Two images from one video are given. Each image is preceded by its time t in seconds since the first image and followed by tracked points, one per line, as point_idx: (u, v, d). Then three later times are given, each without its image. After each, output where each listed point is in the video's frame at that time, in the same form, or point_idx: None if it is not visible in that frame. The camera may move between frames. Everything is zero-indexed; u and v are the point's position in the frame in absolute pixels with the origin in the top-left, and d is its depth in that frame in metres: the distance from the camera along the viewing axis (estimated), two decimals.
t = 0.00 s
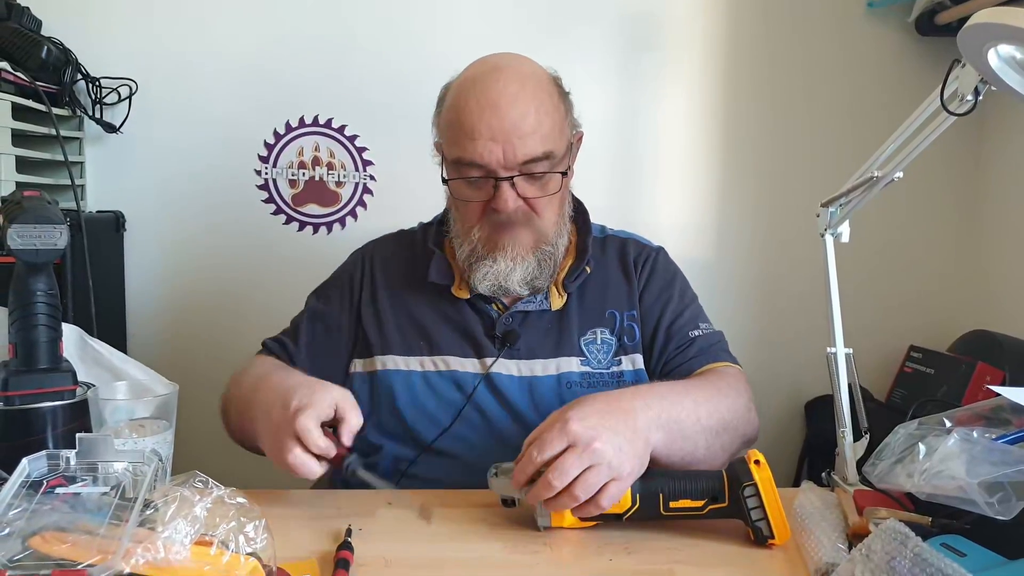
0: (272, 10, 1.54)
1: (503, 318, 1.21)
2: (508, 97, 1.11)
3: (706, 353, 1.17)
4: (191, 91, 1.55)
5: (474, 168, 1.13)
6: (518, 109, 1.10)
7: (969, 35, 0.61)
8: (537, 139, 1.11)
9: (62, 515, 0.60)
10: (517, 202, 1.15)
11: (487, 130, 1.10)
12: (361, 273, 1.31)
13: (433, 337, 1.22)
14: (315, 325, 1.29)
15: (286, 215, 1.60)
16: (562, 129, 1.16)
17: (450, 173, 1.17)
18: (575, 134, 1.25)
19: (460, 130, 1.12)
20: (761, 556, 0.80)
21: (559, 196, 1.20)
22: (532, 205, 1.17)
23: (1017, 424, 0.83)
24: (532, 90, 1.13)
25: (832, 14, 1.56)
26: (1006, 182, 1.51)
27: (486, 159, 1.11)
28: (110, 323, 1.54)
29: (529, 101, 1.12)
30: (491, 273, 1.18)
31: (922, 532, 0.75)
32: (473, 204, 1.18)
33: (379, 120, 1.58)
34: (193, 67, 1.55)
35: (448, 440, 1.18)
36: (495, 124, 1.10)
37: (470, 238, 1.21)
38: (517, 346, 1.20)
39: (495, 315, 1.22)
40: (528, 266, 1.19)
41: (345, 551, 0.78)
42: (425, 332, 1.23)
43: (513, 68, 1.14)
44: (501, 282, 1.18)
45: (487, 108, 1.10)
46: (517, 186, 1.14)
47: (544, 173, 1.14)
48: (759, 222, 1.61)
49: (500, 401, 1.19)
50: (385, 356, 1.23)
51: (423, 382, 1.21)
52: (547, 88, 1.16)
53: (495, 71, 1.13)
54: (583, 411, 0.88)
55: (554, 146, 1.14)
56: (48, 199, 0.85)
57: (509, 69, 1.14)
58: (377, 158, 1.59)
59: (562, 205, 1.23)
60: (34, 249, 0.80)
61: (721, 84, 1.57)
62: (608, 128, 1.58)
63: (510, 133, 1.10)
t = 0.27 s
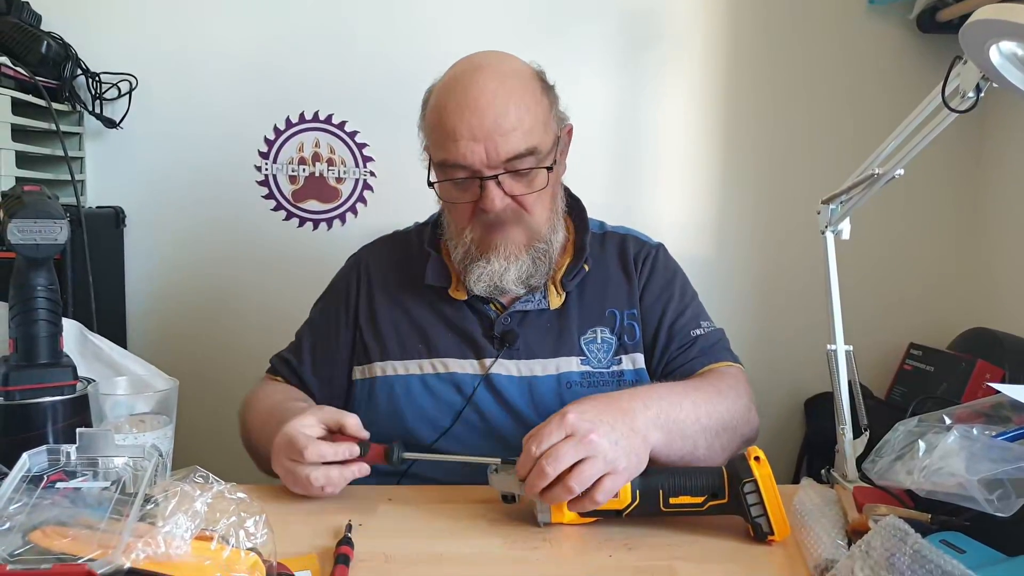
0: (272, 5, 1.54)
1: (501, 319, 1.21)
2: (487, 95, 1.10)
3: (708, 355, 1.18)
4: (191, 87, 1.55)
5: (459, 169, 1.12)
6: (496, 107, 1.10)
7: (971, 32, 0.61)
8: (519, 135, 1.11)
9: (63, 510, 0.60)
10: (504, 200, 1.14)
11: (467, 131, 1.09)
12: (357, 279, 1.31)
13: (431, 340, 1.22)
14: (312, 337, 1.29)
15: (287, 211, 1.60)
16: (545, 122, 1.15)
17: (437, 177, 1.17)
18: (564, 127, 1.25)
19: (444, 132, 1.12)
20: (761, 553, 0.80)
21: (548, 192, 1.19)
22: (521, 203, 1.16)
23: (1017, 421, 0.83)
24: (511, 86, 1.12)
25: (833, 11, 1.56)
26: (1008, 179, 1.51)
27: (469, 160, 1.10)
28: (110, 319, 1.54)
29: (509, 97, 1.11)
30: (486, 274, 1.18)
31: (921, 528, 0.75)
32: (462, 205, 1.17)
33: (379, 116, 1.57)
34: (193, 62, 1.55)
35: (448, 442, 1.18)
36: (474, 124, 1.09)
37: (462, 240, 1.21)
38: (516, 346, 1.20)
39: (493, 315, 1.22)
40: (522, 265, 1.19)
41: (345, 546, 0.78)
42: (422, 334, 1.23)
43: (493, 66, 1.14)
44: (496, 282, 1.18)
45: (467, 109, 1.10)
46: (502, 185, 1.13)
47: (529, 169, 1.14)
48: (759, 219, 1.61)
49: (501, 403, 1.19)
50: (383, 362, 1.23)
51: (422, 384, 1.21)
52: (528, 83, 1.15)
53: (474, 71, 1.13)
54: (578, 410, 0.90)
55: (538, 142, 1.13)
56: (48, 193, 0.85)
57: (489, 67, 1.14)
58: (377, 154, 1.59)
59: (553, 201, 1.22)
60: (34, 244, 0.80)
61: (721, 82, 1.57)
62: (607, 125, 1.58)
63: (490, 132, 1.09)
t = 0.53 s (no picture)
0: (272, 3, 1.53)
1: (501, 319, 1.21)
2: (489, 95, 1.10)
3: (709, 354, 1.18)
4: (191, 84, 1.55)
5: (461, 170, 1.12)
6: (498, 108, 1.10)
7: (972, 31, 0.61)
8: (521, 136, 1.11)
9: (63, 507, 0.60)
10: (506, 201, 1.14)
11: (469, 131, 1.09)
12: (354, 280, 1.30)
13: (431, 339, 1.22)
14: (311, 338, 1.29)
15: (287, 208, 1.59)
16: (547, 123, 1.15)
17: (438, 177, 1.17)
18: (565, 127, 1.25)
19: (445, 133, 1.12)
20: (761, 551, 0.80)
21: (550, 193, 1.19)
22: (523, 203, 1.16)
23: (1017, 420, 0.84)
24: (513, 87, 1.12)
25: (833, 10, 1.56)
26: (1008, 178, 1.51)
27: (470, 161, 1.10)
28: (110, 316, 1.54)
29: (511, 97, 1.11)
30: (487, 275, 1.18)
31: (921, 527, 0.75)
32: (463, 207, 1.17)
33: (379, 114, 1.57)
34: (193, 60, 1.54)
35: (447, 442, 1.19)
36: (476, 125, 1.09)
37: (463, 241, 1.20)
38: (516, 346, 1.20)
39: (494, 315, 1.22)
40: (524, 266, 1.19)
41: (344, 544, 0.78)
42: (422, 334, 1.23)
43: (494, 66, 1.14)
44: (498, 283, 1.18)
45: (469, 110, 1.10)
46: (504, 186, 1.13)
47: (531, 170, 1.14)
48: (759, 218, 1.61)
49: (501, 402, 1.19)
50: (383, 362, 1.23)
51: (421, 385, 1.21)
52: (530, 84, 1.15)
53: (475, 71, 1.13)
54: (579, 407, 0.90)
55: (540, 142, 1.13)
56: (48, 191, 0.85)
57: (490, 67, 1.13)
58: (377, 152, 1.58)
59: (554, 200, 1.22)
60: (34, 241, 0.80)
61: (721, 80, 1.57)
62: (607, 124, 1.58)
63: (492, 133, 1.09)
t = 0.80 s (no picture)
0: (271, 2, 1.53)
1: (501, 316, 1.21)
2: (494, 94, 1.10)
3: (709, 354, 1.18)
4: (190, 84, 1.55)
5: (465, 168, 1.13)
6: (502, 106, 1.10)
7: (971, 31, 0.61)
8: (525, 135, 1.11)
9: (61, 508, 0.60)
10: (510, 198, 1.14)
11: (473, 129, 1.10)
12: (352, 278, 1.31)
13: (430, 337, 1.22)
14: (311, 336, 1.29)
15: (286, 208, 1.59)
16: (550, 121, 1.16)
17: (441, 176, 1.17)
18: (566, 126, 1.25)
19: (448, 131, 1.12)
20: (759, 552, 0.80)
21: (552, 191, 1.19)
22: (526, 201, 1.16)
23: (1016, 421, 0.83)
24: (517, 85, 1.12)
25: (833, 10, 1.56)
26: (1008, 177, 1.50)
27: (474, 159, 1.11)
28: (109, 316, 1.54)
29: (515, 96, 1.11)
30: (489, 273, 1.18)
31: (920, 528, 0.75)
32: (466, 204, 1.17)
33: (378, 113, 1.57)
34: (192, 60, 1.54)
35: (445, 440, 1.19)
36: (480, 123, 1.09)
37: (466, 239, 1.20)
38: (515, 344, 1.20)
39: (493, 313, 1.22)
40: (526, 264, 1.19)
41: (343, 544, 0.78)
42: (421, 332, 1.23)
43: (497, 65, 1.14)
44: (500, 281, 1.18)
45: (473, 108, 1.10)
46: (508, 183, 1.13)
47: (534, 168, 1.14)
48: (759, 218, 1.61)
49: (500, 400, 1.19)
50: (382, 360, 1.23)
51: (420, 383, 1.21)
52: (533, 82, 1.15)
53: (478, 69, 1.13)
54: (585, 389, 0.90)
55: (543, 140, 1.13)
56: (47, 191, 0.84)
57: (493, 65, 1.14)
58: (377, 152, 1.58)
59: (556, 199, 1.22)
60: (34, 241, 0.80)
61: (721, 80, 1.57)
62: (606, 124, 1.58)
63: (496, 131, 1.10)
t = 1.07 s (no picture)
0: (270, 7, 1.54)
1: (509, 321, 1.21)
2: (512, 96, 1.10)
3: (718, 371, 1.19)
4: (190, 88, 1.55)
5: (480, 170, 1.12)
6: (520, 108, 1.09)
7: (968, 34, 0.61)
8: (542, 137, 1.11)
9: (61, 514, 0.60)
10: (524, 202, 1.14)
11: (490, 130, 1.09)
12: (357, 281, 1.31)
13: (437, 343, 1.22)
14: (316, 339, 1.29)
15: (286, 212, 1.59)
16: (565, 125, 1.16)
17: (454, 177, 1.16)
18: (578, 131, 1.25)
19: (465, 132, 1.11)
20: (760, 556, 0.80)
21: (565, 196, 1.19)
22: (539, 205, 1.16)
23: (1017, 423, 0.83)
24: (534, 89, 1.12)
25: (832, 12, 1.56)
26: (1008, 178, 1.51)
27: (491, 160, 1.10)
28: (110, 321, 1.54)
29: (533, 99, 1.11)
30: (500, 277, 1.18)
31: (921, 531, 0.75)
32: (479, 207, 1.17)
33: (378, 117, 1.57)
34: (192, 64, 1.55)
35: (450, 445, 1.18)
36: (498, 124, 1.09)
37: (476, 242, 1.20)
38: (522, 349, 1.20)
39: (500, 318, 1.22)
40: (536, 268, 1.19)
41: (344, 549, 0.78)
42: (427, 337, 1.23)
43: (515, 67, 1.14)
44: (510, 285, 1.18)
45: (491, 109, 1.09)
46: (523, 187, 1.13)
47: (549, 172, 1.13)
48: (759, 219, 1.61)
49: (505, 407, 1.19)
50: (387, 364, 1.23)
51: (426, 389, 1.20)
52: (548, 86, 1.15)
53: (496, 71, 1.13)
54: (605, 427, 0.92)
55: (559, 144, 1.13)
56: (47, 197, 0.84)
57: (510, 67, 1.13)
58: (376, 156, 1.58)
59: (567, 203, 1.22)
60: (34, 248, 0.80)
61: (721, 82, 1.57)
62: (606, 126, 1.58)
63: (514, 133, 1.09)
